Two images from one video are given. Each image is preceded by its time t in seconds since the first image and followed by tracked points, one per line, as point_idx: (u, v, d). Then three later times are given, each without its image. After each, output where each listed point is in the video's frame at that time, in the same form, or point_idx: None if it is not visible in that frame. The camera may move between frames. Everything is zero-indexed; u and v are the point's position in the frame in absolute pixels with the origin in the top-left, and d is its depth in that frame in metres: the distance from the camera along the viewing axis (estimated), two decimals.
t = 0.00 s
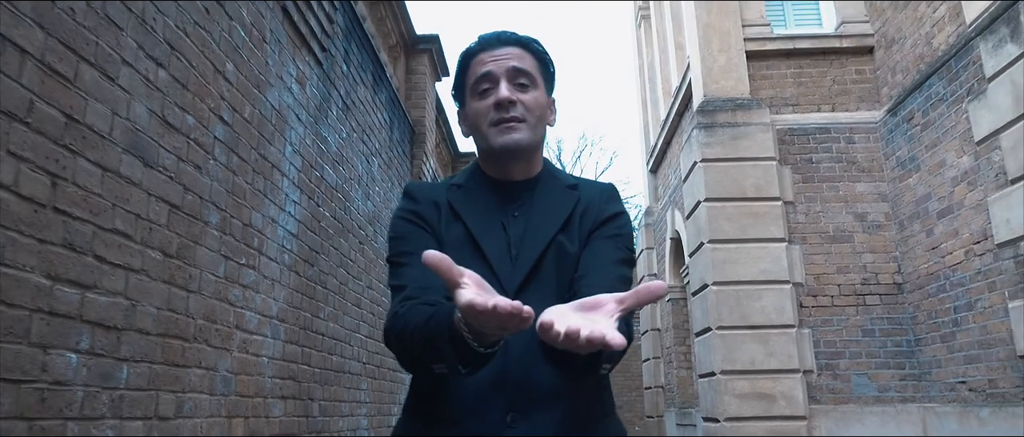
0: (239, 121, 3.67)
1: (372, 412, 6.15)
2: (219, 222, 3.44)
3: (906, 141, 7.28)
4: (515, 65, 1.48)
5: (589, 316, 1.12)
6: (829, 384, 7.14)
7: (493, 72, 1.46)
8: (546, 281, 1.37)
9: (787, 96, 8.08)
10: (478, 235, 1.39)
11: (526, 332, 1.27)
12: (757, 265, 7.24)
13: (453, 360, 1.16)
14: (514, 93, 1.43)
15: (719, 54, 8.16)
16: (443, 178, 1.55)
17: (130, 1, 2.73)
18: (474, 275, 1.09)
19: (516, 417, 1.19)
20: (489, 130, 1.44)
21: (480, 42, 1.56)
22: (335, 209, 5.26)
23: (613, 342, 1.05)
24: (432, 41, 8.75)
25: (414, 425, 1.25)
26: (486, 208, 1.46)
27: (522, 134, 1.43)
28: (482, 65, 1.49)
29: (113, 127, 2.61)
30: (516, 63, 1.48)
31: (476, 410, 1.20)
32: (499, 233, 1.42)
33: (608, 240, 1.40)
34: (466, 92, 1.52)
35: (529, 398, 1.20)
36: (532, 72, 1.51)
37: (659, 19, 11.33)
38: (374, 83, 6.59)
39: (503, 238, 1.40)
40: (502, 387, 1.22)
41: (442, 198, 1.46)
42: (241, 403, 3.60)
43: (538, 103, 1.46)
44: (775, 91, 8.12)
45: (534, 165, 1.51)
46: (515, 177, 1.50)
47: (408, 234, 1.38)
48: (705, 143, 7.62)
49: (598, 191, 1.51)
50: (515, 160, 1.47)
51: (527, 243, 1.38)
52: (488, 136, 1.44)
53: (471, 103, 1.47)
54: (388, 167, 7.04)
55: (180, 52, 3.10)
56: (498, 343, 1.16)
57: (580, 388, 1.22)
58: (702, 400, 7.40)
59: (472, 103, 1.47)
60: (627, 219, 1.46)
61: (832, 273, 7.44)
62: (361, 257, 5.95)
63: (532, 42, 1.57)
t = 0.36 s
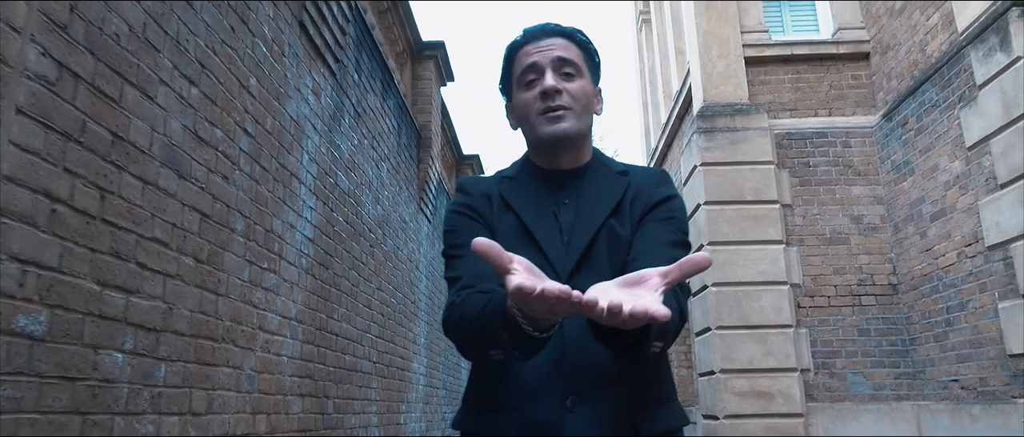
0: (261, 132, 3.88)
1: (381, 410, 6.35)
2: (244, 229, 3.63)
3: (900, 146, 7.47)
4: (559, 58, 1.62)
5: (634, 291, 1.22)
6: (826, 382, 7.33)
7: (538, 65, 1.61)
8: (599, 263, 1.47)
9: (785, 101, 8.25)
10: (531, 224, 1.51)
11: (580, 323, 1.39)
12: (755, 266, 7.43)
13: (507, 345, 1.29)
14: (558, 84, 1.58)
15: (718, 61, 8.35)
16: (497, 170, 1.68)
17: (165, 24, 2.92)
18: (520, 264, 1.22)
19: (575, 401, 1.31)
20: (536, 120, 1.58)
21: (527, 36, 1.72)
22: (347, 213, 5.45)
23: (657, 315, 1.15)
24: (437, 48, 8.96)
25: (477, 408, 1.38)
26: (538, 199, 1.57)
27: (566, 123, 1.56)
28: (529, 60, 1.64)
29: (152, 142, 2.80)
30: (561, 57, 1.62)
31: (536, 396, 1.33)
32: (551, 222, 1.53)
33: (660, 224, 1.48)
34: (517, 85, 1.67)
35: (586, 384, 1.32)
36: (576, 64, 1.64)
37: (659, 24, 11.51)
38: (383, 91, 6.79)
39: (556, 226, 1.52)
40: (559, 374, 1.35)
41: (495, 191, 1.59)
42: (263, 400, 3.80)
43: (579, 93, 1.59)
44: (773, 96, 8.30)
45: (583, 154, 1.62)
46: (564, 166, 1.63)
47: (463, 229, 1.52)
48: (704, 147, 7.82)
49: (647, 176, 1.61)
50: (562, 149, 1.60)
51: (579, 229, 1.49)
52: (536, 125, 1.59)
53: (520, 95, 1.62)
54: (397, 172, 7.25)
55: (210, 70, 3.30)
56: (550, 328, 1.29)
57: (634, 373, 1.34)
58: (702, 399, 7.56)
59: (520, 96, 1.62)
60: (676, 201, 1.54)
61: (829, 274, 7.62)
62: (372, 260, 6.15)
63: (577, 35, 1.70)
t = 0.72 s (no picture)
0: (281, 140, 4.06)
1: (390, 407, 6.53)
2: (265, 233, 3.81)
3: (896, 150, 7.65)
4: (587, 52, 1.52)
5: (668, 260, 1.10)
6: (823, 380, 7.50)
7: (568, 56, 1.50)
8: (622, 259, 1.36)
9: (784, 106, 8.43)
10: (550, 218, 1.41)
11: (601, 307, 1.29)
12: (754, 267, 7.63)
13: (515, 336, 1.22)
14: (592, 75, 1.46)
15: (718, 66, 8.55)
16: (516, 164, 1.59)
17: (196, 40, 3.10)
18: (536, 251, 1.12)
19: (596, 389, 1.23)
20: (565, 113, 1.45)
21: (546, 31, 1.61)
22: (358, 216, 5.63)
23: (688, 266, 1.04)
24: (443, 52, 9.15)
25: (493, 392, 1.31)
26: (558, 189, 1.47)
27: (602, 115, 1.44)
28: (553, 51, 1.53)
29: (185, 152, 2.98)
30: (590, 50, 1.52)
31: (553, 383, 1.25)
32: (570, 213, 1.43)
33: (681, 219, 1.37)
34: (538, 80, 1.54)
35: (608, 371, 1.23)
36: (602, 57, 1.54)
37: (660, 28, 11.69)
38: (391, 96, 6.97)
39: (576, 217, 1.42)
40: (578, 359, 1.26)
41: (513, 184, 1.50)
42: (283, 395, 3.99)
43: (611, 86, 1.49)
44: (771, 101, 8.47)
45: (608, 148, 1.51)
46: (586, 162, 1.52)
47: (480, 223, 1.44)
48: (704, 151, 8.07)
49: (670, 169, 1.50)
50: (592, 143, 1.48)
51: (599, 222, 1.38)
52: (569, 118, 1.46)
53: (546, 87, 1.49)
54: (404, 175, 7.42)
55: (235, 82, 3.48)
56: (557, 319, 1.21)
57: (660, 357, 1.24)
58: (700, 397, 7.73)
59: (546, 87, 1.49)
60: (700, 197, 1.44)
61: (826, 275, 7.80)
62: (381, 262, 6.33)
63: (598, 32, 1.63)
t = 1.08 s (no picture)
0: (296, 150, 4.29)
1: (397, 405, 6.74)
2: (282, 239, 4.04)
3: (887, 154, 7.86)
4: (561, 48, 1.64)
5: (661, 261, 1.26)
6: (816, 379, 7.71)
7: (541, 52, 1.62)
8: (607, 258, 1.44)
9: (779, 111, 8.64)
10: (534, 219, 1.49)
11: (581, 308, 1.39)
12: (749, 269, 7.85)
13: (463, 349, 1.31)
14: (560, 72, 1.58)
15: (715, 72, 8.76)
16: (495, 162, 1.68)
17: (221, 60, 3.33)
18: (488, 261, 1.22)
19: (577, 390, 1.33)
20: (536, 108, 1.58)
21: (528, 27, 1.73)
22: (367, 220, 5.85)
23: (675, 246, 1.21)
24: (446, 59, 9.36)
25: (470, 393, 1.38)
26: (541, 190, 1.57)
27: (568, 109, 1.56)
28: (530, 48, 1.66)
29: (211, 165, 3.20)
30: (564, 47, 1.64)
31: (535, 385, 1.33)
32: (553, 213, 1.53)
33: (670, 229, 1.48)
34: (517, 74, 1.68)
35: (588, 372, 1.33)
36: (577, 53, 1.65)
37: (659, 33, 11.90)
38: (397, 103, 7.20)
39: (561, 218, 1.51)
40: (560, 363, 1.34)
41: (494, 183, 1.59)
42: (298, 392, 4.21)
43: (582, 81, 1.60)
44: (767, 106, 8.68)
45: (588, 144, 1.63)
46: (567, 159, 1.63)
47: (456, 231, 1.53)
48: (701, 155, 8.30)
49: (652, 169, 1.61)
50: (564, 138, 1.60)
51: (584, 223, 1.47)
52: (539, 112, 1.58)
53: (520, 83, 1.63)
54: (409, 179, 7.65)
55: (255, 97, 3.71)
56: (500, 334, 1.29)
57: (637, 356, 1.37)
58: (698, 395, 7.95)
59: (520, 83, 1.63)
60: (681, 196, 1.56)
61: (819, 276, 8.02)
62: (387, 263, 6.55)
63: (581, 26, 1.74)
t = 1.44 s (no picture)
0: (306, 161, 4.51)
1: (401, 404, 6.97)
2: (293, 246, 4.26)
3: (877, 160, 8.09)
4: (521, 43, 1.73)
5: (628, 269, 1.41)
6: (807, 378, 7.93)
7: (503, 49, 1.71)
8: (572, 252, 1.51)
9: (772, 117, 8.86)
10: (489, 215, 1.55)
11: (538, 301, 1.47)
12: (742, 271, 8.08)
13: (391, 353, 1.48)
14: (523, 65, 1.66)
15: (710, 79, 8.98)
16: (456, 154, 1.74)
17: (239, 80, 3.55)
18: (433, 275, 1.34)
19: (534, 381, 1.41)
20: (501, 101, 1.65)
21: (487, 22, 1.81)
22: (371, 226, 6.06)
23: (641, 249, 1.36)
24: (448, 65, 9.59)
25: (431, 386, 1.47)
26: (506, 184, 1.64)
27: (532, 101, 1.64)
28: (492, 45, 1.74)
29: (230, 178, 3.42)
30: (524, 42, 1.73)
31: (494, 380, 1.41)
32: (516, 206, 1.60)
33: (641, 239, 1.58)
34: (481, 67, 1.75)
35: (544, 365, 1.41)
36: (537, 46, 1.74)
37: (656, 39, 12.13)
38: (400, 111, 7.42)
39: (522, 210, 1.59)
40: (517, 358, 1.42)
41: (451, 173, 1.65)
42: (309, 391, 4.43)
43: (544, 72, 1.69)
44: (760, 112, 8.90)
45: (549, 136, 1.70)
46: (529, 150, 1.70)
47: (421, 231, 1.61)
48: (696, 161, 8.51)
49: (618, 164, 1.69)
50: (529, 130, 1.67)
51: (548, 220, 1.54)
52: (503, 104, 1.65)
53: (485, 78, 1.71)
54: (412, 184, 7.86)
55: (269, 112, 3.93)
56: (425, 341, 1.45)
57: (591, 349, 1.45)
58: (693, 394, 8.20)
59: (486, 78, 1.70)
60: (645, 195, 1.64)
61: (810, 278, 8.25)
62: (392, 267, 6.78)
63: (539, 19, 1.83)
